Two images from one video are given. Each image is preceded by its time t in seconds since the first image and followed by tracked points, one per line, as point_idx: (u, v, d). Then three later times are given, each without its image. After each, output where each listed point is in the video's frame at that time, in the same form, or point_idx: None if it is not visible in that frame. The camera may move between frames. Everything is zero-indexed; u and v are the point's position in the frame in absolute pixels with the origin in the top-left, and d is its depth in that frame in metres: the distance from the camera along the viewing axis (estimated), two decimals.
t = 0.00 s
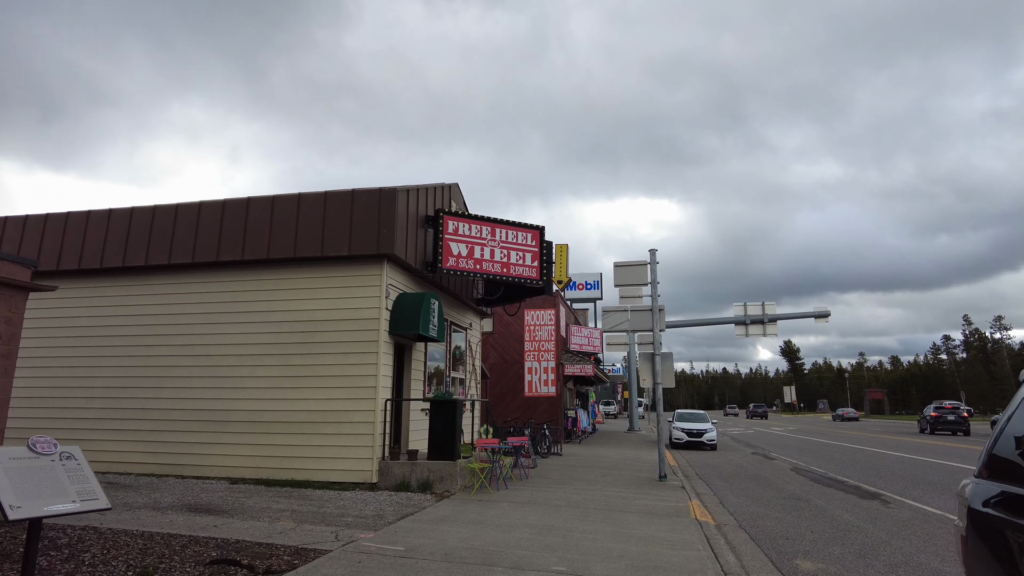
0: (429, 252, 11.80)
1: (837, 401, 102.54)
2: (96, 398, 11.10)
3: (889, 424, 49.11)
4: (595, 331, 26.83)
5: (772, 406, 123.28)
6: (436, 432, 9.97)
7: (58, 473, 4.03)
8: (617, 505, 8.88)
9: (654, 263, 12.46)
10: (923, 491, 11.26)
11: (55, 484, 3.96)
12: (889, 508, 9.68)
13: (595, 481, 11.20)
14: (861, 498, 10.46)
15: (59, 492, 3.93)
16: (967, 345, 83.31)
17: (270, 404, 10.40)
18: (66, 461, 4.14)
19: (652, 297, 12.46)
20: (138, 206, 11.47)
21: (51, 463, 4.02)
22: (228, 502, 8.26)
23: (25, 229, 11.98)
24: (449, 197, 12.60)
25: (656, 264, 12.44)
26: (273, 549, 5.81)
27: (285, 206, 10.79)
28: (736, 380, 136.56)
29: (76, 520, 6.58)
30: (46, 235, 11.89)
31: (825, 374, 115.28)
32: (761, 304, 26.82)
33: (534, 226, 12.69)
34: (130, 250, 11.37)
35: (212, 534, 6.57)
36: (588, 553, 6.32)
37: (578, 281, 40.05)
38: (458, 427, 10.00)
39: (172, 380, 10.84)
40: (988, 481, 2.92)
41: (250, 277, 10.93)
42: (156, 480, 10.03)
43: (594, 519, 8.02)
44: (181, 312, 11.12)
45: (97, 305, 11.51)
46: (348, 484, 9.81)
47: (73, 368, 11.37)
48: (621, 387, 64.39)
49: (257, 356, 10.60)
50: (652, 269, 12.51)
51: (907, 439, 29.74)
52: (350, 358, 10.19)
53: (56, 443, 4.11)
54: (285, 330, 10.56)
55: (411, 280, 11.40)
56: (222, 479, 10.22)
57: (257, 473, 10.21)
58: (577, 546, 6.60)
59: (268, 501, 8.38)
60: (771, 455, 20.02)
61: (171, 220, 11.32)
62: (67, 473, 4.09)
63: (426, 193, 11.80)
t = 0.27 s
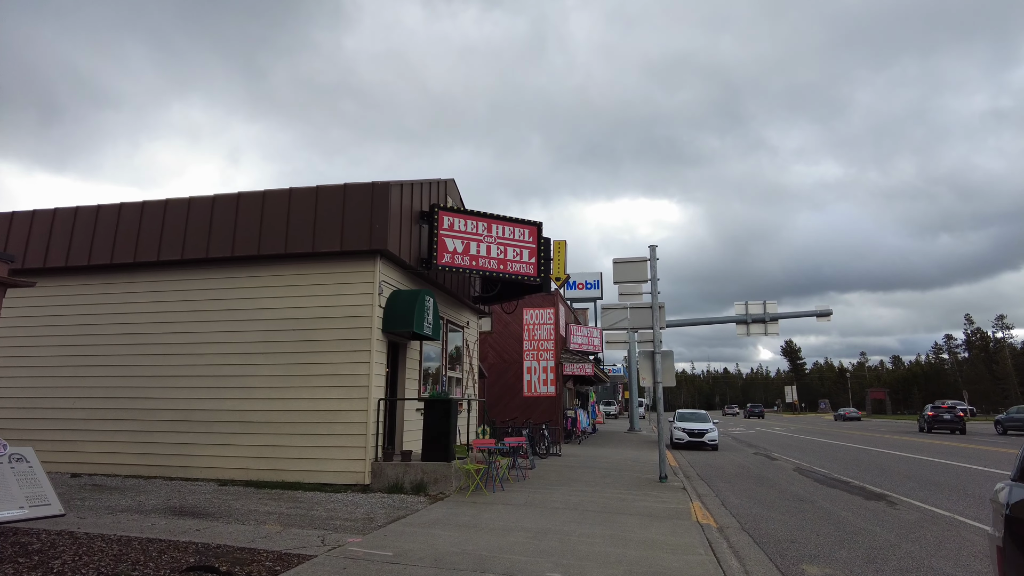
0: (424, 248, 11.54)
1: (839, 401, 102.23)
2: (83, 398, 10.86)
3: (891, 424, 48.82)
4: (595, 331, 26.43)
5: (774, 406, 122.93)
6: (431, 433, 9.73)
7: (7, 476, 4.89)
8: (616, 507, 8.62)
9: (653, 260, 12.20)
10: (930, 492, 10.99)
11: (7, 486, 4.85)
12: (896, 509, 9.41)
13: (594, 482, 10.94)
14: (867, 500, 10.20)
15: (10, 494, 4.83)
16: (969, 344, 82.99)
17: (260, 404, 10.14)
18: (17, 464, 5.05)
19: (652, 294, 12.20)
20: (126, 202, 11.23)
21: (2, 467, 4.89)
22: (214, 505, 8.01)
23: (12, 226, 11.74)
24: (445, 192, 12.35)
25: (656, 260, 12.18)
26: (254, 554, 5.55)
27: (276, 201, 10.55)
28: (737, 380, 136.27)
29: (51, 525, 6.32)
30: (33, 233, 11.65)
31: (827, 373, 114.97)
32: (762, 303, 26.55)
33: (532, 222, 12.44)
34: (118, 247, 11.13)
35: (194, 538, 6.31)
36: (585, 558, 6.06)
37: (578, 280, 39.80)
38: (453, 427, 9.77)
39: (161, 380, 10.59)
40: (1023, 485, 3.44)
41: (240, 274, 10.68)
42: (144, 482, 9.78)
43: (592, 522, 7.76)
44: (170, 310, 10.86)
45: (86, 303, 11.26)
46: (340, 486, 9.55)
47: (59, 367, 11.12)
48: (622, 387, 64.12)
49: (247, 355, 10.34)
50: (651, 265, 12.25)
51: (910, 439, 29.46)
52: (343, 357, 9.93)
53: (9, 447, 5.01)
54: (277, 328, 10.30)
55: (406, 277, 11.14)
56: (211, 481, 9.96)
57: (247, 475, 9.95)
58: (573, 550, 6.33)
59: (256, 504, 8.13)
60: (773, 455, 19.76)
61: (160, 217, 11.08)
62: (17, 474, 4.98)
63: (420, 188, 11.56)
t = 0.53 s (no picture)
0: (421, 247, 11.30)
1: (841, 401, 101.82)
2: (73, 401, 10.64)
3: (895, 425, 48.53)
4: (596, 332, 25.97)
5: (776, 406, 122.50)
6: (427, 436, 9.46)
7: None
8: (617, 513, 8.37)
9: (655, 258, 11.96)
10: (939, 495, 10.73)
11: None
12: (906, 514, 9.15)
13: (595, 486, 10.70)
14: (875, 504, 9.93)
15: None
16: (972, 344, 82.61)
17: (253, 406, 9.91)
18: None
19: (654, 293, 11.96)
20: (117, 201, 11.01)
21: None
22: (203, 511, 7.77)
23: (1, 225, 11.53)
24: (442, 190, 12.12)
25: (658, 259, 11.94)
26: (239, 565, 5.31)
27: (269, 199, 10.32)
28: (739, 381, 135.90)
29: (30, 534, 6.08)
30: (22, 232, 11.43)
31: (829, 373, 114.57)
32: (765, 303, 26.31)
33: (531, 220, 12.20)
34: (107, 246, 10.90)
35: (178, 546, 6.07)
36: (585, 568, 5.82)
37: (579, 280, 39.55)
38: (449, 430, 9.49)
39: (152, 382, 10.36)
40: None
41: (232, 273, 10.45)
42: (132, 486, 9.55)
43: (592, 529, 7.52)
44: (162, 310, 10.63)
45: (76, 304, 11.05)
46: (333, 490, 9.31)
47: (49, 369, 10.90)
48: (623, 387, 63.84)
49: (239, 356, 10.11)
50: (653, 264, 12.01)
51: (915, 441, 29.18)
52: (337, 358, 9.69)
53: None
54: (269, 329, 10.07)
55: (402, 277, 10.91)
56: (202, 486, 9.73)
57: (239, 480, 9.72)
58: (572, 560, 6.08)
59: (245, 510, 7.90)
60: (776, 456, 19.50)
61: (151, 215, 10.85)
62: None
63: (416, 185, 11.32)
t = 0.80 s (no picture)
0: (420, 242, 11.07)
1: (845, 402, 101.45)
2: (65, 399, 10.44)
3: (899, 426, 48.20)
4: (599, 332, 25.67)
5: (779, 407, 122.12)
6: (426, 435, 9.23)
7: None
8: (620, 514, 8.14)
9: (659, 254, 11.71)
10: (950, 497, 10.48)
11: None
12: (917, 516, 8.89)
13: (597, 487, 10.45)
14: (885, 506, 9.68)
15: None
16: (977, 344, 82.19)
17: (247, 405, 9.69)
18: None
19: (658, 291, 11.72)
20: (110, 196, 10.81)
21: None
22: (193, 511, 7.54)
23: None
24: (442, 185, 11.90)
25: (662, 255, 11.70)
26: (225, 569, 5.08)
27: (264, 193, 10.11)
28: (742, 381, 135.52)
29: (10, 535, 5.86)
30: (15, 227, 11.24)
31: (832, 374, 114.19)
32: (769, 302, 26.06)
33: (532, 216, 11.97)
34: (100, 242, 10.70)
35: (164, 548, 5.84)
36: (587, 572, 5.58)
37: (581, 280, 39.33)
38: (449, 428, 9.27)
39: (145, 379, 10.16)
40: None
41: (227, 269, 10.23)
42: (124, 486, 9.35)
43: (595, 531, 7.28)
44: (155, 307, 10.43)
45: (68, 300, 10.85)
46: (329, 491, 9.10)
47: (41, 367, 10.70)
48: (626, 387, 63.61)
49: (234, 354, 9.90)
50: (657, 260, 11.77)
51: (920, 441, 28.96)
52: (333, 355, 9.47)
53: None
54: (264, 326, 9.85)
55: (400, 273, 10.67)
56: (195, 486, 9.52)
57: (233, 480, 9.50)
58: (574, 563, 5.85)
59: (236, 510, 7.68)
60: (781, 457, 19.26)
61: (144, 210, 10.65)
62: None
63: (415, 180, 11.10)
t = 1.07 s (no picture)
0: (419, 239, 10.81)
1: (849, 403, 100.91)
2: (56, 399, 10.21)
3: (905, 427, 47.82)
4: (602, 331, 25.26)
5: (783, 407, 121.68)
6: (424, 437, 8.96)
7: None
8: (623, 520, 7.86)
9: (664, 252, 11.44)
10: (963, 501, 10.19)
11: None
12: (931, 522, 8.60)
13: (600, 490, 10.18)
14: (897, 511, 9.39)
15: None
16: (983, 345, 81.64)
17: (241, 405, 9.44)
18: None
19: (663, 289, 11.42)
20: (102, 191, 10.58)
21: None
22: (181, 516, 7.28)
23: None
24: (442, 181, 11.65)
25: (667, 253, 11.42)
26: None
27: (259, 189, 9.88)
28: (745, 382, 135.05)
29: None
30: (6, 224, 11.02)
31: (837, 375, 113.67)
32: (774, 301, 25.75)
33: (534, 212, 11.72)
34: (92, 239, 10.47)
35: (145, 556, 5.57)
36: None
37: (585, 279, 39.07)
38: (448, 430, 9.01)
39: (137, 379, 9.92)
40: None
41: (220, 266, 9.97)
42: (115, 488, 9.11)
43: (598, 538, 7.02)
44: (147, 305, 10.17)
45: (60, 298, 10.62)
46: (325, 494, 8.85)
47: (31, 366, 10.47)
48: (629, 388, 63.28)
49: (227, 353, 9.65)
50: (662, 258, 11.49)
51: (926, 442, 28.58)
52: (329, 355, 9.22)
53: None
54: (258, 324, 9.59)
55: (398, 270, 10.42)
56: (188, 488, 9.28)
57: (226, 482, 9.26)
58: (576, 573, 5.57)
59: (227, 514, 7.43)
60: (787, 459, 18.96)
61: (137, 206, 10.40)
62: None
63: (414, 175, 10.85)
